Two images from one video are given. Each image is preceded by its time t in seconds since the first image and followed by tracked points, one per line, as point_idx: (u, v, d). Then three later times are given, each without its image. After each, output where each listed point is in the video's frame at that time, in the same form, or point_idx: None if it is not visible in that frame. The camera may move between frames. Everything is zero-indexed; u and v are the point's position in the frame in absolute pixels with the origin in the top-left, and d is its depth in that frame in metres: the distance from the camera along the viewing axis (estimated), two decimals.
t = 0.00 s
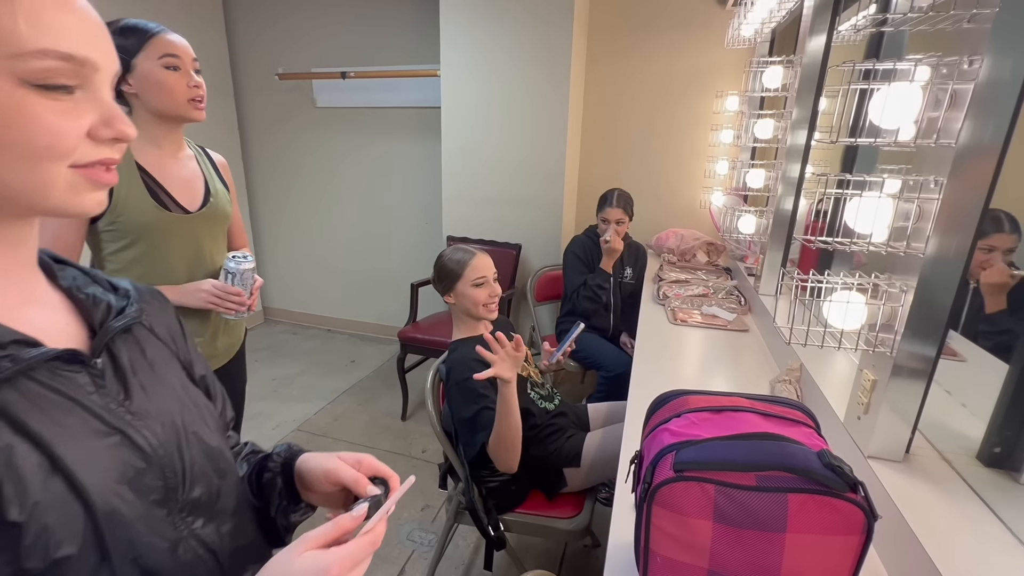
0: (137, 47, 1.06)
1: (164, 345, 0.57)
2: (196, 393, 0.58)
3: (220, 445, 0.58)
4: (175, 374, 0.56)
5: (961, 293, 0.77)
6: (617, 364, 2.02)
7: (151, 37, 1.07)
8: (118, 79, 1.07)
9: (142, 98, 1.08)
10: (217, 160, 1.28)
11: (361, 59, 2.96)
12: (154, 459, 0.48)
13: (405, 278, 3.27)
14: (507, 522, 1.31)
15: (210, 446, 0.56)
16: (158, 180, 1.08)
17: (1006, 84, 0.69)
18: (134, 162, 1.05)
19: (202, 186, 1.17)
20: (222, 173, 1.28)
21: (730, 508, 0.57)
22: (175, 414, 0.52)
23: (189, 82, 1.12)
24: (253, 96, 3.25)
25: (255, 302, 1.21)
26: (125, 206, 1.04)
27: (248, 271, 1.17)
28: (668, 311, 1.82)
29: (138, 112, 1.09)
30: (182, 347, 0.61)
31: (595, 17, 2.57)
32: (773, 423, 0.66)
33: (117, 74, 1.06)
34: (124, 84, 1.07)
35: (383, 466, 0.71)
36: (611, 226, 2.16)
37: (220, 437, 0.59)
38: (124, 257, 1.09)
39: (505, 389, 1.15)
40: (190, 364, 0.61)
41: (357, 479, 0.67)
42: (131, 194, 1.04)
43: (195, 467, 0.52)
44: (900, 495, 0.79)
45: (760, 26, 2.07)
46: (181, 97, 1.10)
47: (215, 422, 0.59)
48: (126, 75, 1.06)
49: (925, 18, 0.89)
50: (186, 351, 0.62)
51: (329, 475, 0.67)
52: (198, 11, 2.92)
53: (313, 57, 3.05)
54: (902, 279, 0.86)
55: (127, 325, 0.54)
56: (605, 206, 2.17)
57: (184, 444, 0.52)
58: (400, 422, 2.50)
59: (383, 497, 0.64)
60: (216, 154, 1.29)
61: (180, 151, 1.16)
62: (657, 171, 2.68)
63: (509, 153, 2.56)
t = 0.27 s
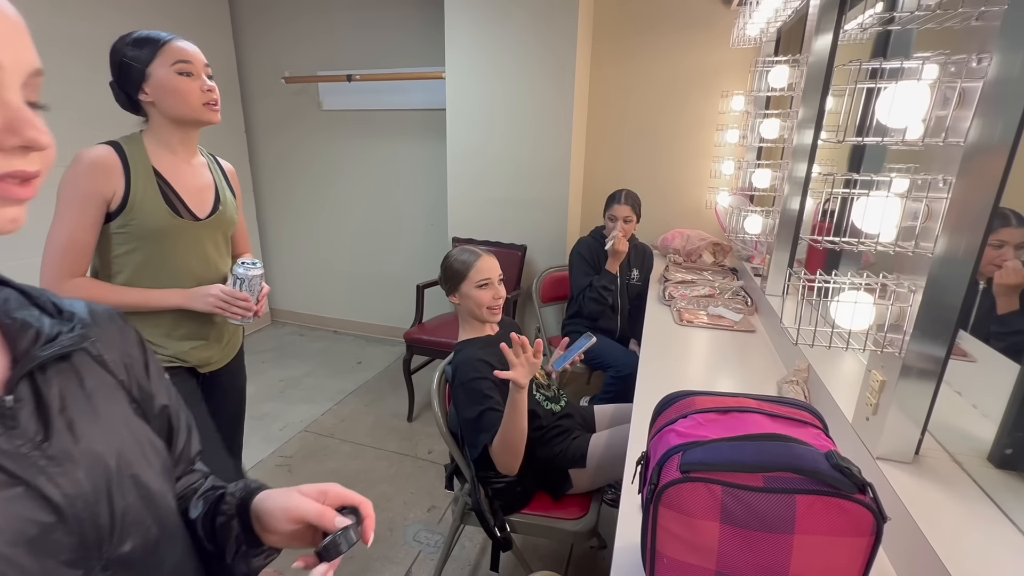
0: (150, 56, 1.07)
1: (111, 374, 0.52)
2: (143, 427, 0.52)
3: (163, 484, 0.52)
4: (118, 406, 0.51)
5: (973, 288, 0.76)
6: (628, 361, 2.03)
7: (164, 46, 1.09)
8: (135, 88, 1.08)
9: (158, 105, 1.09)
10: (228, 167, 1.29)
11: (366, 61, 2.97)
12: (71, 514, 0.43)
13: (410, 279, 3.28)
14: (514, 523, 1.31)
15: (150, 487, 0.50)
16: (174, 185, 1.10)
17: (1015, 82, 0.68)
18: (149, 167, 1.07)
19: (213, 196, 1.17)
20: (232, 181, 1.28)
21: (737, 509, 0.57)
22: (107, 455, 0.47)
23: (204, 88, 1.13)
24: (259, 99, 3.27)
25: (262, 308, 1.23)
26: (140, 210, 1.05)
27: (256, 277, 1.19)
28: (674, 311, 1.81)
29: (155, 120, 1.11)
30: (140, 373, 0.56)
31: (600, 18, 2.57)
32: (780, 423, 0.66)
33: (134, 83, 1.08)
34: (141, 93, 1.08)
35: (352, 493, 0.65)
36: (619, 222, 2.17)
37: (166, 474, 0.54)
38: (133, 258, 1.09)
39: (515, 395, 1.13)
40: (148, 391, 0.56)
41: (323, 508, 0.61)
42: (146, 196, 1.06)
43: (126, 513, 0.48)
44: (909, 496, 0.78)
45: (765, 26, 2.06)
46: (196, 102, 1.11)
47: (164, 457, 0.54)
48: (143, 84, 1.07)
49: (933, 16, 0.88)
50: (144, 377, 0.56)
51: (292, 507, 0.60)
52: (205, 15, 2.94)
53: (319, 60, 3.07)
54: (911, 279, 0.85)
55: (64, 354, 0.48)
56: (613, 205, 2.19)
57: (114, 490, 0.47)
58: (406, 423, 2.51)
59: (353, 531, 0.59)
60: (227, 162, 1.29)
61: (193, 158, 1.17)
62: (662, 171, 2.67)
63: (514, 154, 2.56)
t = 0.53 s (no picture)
0: (164, 69, 1.10)
1: (63, 396, 0.56)
2: (93, 449, 0.57)
3: (111, 505, 0.57)
4: (63, 432, 0.55)
5: (979, 286, 0.76)
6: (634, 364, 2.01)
7: (178, 60, 1.12)
8: (146, 100, 1.11)
9: (168, 117, 1.12)
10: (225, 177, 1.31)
11: (371, 63, 2.99)
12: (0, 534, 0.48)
13: (415, 281, 3.29)
14: (519, 524, 1.31)
15: (91, 509, 0.55)
16: (187, 196, 1.13)
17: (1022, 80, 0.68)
18: (167, 179, 1.09)
19: (218, 208, 1.21)
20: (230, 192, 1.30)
21: (741, 510, 0.57)
22: (41, 485, 0.52)
23: (214, 102, 1.17)
24: (265, 102, 3.29)
25: (268, 320, 1.23)
26: (160, 221, 1.08)
27: (263, 291, 1.19)
28: (679, 312, 1.80)
29: (164, 131, 1.14)
30: (102, 390, 0.60)
31: (604, 20, 2.57)
32: (785, 424, 0.66)
33: (146, 96, 1.11)
34: (152, 105, 1.11)
35: (317, 484, 0.65)
36: (618, 217, 2.17)
37: (118, 494, 0.58)
38: (143, 268, 1.10)
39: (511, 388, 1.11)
40: (110, 407, 0.61)
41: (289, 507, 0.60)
42: (165, 208, 1.08)
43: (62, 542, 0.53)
44: (917, 498, 0.78)
45: (769, 26, 2.05)
46: (206, 116, 1.14)
47: (117, 477, 0.59)
48: (155, 96, 1.10)
49: (938, 15, 0.88)
50: (105, 393, 0.61)
51: (256, 514, 0.60)
52: (211, 19, 2.97)
53: (324, 63, 3.08)
54: (917, 279, 0.85)
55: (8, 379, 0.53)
56: (610, 202, 2.19)
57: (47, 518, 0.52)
58: (411, 424, 2.51)
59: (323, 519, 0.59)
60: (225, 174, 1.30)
61: (197, 168, 1.20)
62: (666, 172, 2.67)
63: (518, 155, 2.57)
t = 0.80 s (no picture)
0: (175, 78, 1.10)
1: (30, 405, 0.66)
2: (58, 453, 0.67)
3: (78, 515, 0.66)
4: (29, 441, 0.65)
5: (988, 286, 0.74)
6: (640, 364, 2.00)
7: (190, 70, 1.12)
8: (157, 107, 1.11)
9: (178, 124, 1.12)
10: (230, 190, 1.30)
11: (373, 64, 2.98)
12: None
13: (417, 282, 3.28)
14: (518, 527, 1.29)
15: (57, 519, 0.64)
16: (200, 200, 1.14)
17: None
18: (184, 182, 1.10)
19: (224, 214, 1.22)
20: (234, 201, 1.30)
21: (739, 518, 0.55)
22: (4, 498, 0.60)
23: (223, 111, 1.16)
24: (267, 103, 3.29)
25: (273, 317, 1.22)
26: (177, 219, 1.08)
27: (271, 284, 1.22)
28: (681, 313, 1.78)
29: (174, 138, 1.14)
30: (66, 395, 0.71)
31: (605, 20, 2.56)
32: (786, 430, 0.64)
33: (157, 102, 1.11)
34: (162, 112, 1.11)
35: (270, 480, 0.72)
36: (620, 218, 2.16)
37: (86, 503, 0.68)
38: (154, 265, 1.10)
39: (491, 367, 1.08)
40: (77, 412, 0.71)
41: (246, 512, 0.68)
42: (181, 207, 1.09)
43: (28, 552, 0.61)
44: (923, 504, 0.76)
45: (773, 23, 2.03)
46: (214, 125, 1.15)
47: (83, 482, 0.68)
48: (165, 104, 1.11)
49: (943, 10, 0.86)
50: (70, 398, 0.71)
51: (217, 521, 0.68)
52: (214, 20, 2.97)
53: (326, 64, 3.08)
54: (923, 280, 0.83)
55: None
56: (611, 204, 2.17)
57: (14, 529, 0.60)
58: (413, 425, 2.50)
59: (279, 530, 0.63)
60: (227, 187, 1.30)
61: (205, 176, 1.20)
62: (668, 172, 2.65)
63: (520, 155, 2.55)
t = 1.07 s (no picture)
0: (190, 80, 1.10)
1: (20, 397, 0.66)
2: (52, 447, 0.67)
3: (70, 509, 0.66)
4: (20, 434, 0.64)
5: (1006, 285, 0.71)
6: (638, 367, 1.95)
7: (205, 72, 1.12)
8: (172, 108, 1.11)
9: (193, 125, 1.12)
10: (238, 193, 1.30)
11: (378, 60, 2.97)
12: None
13: (423, 279, 3.28)
14: (521, 524, 1.28)
15: (50, 513, 0.64)
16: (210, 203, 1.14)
17: None
18: (197, 183, 1.10)
19: (227, 223, 1.21)
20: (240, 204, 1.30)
21: (740, 516, 0.53)
22: None
23: (237, 113, 1.16)
24: (274, 100, 3.30)
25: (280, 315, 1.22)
26: (188, 218, 1.08)
27: (278, 282, 1.23)
28: (688, 309, 1.76)
29: (187, 139, 1.14)
30: (58, 388, 0.70)
31: (612, 14, 2.53)
32: (790, 425, 0.62)
33: (173, 104, 1.11)
34: (178, 113, 1.11)
35: (261, 472, 0.72)
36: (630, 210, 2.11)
37: (80, 498, 0.67)
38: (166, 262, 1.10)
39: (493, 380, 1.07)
40: (68, 406, 0.71)
41: (237, 507, 0.68)
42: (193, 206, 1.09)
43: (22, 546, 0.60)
44: (935, 504, 0.73)
45: (782, 14, 1.99)
46: (230, 127, 1.14)
47: (77, 476, 0.68)
48: (180, 105, 1.10)
49: None
50: (61, 391, 0.71)
51: (208, 517, 0.67)
52: (220, 17, 2.98)
53: (331, 60, 3.08)
54: (935, 273, 0.81)
55: None
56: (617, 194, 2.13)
57: (7, 523, 0.60)
58: (418, 422, 2.50)
59: (272, 526, 0.61)
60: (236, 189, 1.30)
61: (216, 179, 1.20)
62: (675, 168, 2.62)
63: (526, 151, 2.54)
